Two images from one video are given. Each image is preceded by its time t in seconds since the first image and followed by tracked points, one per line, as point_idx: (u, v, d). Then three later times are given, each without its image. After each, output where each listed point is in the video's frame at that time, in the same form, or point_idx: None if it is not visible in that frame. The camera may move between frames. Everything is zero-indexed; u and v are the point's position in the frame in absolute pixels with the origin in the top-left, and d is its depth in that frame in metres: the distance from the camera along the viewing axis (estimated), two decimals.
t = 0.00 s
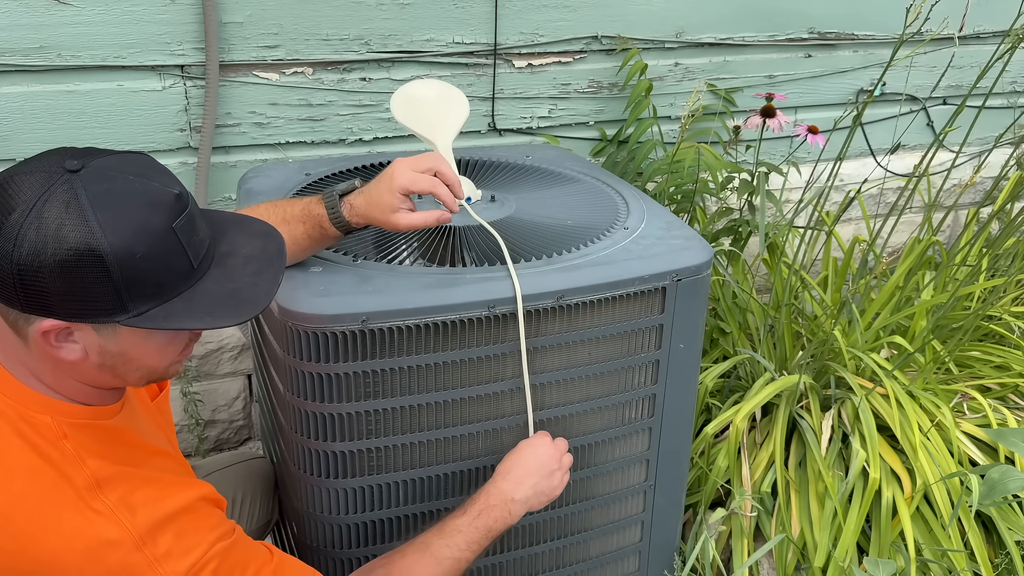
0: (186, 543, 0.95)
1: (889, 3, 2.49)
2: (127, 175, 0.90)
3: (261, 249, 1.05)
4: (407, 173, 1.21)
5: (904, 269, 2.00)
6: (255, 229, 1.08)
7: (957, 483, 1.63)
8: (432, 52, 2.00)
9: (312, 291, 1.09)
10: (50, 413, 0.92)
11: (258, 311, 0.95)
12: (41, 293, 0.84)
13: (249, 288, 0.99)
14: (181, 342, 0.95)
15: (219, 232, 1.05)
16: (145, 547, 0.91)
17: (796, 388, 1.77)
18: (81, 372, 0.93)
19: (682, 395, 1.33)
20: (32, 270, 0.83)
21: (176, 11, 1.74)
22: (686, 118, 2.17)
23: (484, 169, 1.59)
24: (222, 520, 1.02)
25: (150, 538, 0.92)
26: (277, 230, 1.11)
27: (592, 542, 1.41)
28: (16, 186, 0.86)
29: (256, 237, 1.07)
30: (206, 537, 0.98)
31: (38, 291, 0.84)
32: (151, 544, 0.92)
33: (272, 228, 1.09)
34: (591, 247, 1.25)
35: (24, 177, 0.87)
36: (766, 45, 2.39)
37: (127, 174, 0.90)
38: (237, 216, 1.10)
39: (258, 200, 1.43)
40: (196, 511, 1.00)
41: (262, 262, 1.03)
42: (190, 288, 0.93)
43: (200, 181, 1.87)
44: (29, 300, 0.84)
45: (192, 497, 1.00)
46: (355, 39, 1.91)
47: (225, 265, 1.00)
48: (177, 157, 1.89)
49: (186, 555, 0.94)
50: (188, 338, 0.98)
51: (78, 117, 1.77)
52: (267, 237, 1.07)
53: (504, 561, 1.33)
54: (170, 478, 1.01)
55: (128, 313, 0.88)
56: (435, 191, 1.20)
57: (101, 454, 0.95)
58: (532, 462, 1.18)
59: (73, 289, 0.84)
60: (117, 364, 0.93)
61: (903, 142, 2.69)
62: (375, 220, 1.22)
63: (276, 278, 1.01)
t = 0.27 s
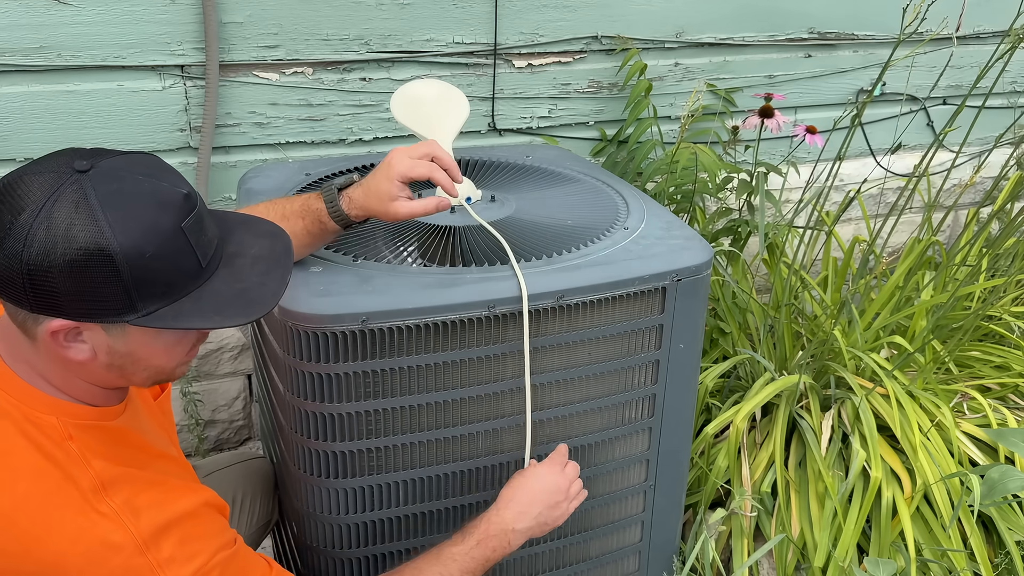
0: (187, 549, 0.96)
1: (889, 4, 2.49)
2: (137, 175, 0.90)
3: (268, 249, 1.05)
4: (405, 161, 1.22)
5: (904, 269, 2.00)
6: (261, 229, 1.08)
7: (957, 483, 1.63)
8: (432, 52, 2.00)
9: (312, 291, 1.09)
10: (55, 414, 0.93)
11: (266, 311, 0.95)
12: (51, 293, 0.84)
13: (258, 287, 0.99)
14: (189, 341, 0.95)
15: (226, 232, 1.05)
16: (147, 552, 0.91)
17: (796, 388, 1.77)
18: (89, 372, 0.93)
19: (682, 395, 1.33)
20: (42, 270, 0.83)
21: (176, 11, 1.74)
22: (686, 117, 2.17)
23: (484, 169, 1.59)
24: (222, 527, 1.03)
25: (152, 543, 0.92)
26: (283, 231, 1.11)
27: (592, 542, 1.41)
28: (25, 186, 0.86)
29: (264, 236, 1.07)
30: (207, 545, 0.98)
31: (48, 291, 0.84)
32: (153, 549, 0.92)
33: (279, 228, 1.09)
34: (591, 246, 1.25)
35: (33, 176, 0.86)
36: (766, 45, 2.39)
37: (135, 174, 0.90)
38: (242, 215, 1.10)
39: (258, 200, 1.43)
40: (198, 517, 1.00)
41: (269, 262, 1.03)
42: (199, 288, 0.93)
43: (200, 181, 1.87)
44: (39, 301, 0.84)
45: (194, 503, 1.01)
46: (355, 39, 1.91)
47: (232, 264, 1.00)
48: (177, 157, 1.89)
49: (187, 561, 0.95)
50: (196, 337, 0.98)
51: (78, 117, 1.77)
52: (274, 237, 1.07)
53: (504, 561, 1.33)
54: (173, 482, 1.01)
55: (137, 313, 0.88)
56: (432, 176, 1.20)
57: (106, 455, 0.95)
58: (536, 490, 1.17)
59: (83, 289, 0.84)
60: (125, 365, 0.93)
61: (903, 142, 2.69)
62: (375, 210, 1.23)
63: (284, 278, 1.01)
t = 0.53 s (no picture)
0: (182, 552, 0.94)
1: (889, 4, 2.49)
2: (145, 176, 0.90)
3: (272, 249, 1.05)
4: (411, 163, 1.22)
5: (904, 269, 2.00)
6: (264, 229, 1.08)
7: (957, 483, 1.63)
8: (432, 52, 2.00)
9: (312, 291, 1.09)
10: (52, 409, 0.93)
11: (272, 312, 0.95)
12: (59, 294, 0.83)
13: (263, 288, 0.99)
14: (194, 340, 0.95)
15: (229, 232, 1.05)
16: (142, 553, 0.89)
17: (796, 388, 1.77)
18: (92, 371, 0.93)
19: (682, 395, 1.33)
20: (50, 271, 0.83)
21: (176, 11, 1.74)
22: (686, 117, 2.17)
23: (484, 169, 1.59)
24: (213, 534, 1.02)
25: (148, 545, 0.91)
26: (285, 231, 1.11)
27: (591, 542, 1.41)
28: (32, 186, 0.85)
29: (267, 237, 1.07)
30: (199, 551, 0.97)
31: (56, 292, 0.83)
32: (150, 550, 0.90)
33: (282, 229, 1.09)
34: (591, 246, 1.25)
35: (40, 177, 0.86)
36: (766, 45, 2.39)
37: (142, 175, 0.90)
38: (245, 215, 1.10)
39: (258, 200, 1.43)
40: (192, 520, 0.99)
41: (274, 262, 1.03)
42: (205, 289, 0.93)
43: (200, 182, 1.87)
44: (46, 301, 0.84)
45: (187, 506, 1.00)
46: (355, 39, 1.91)
47: (237, 264, 1.00)
48: (177, 157, 1.89)
49: (180, 564, 0.93)
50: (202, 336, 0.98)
51: (78, 117, 1.77)
52: (278, 238, 1.07)
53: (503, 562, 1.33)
54: (168, 485, 1.01)
55: (144, 314, 0.88)
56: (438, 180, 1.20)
57: (105, 453, 0.95)
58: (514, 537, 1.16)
59: (91, 290, 0.84)
60: (129, 365, 0.93)
61: (903, 142, 2.69)
62: (374, 210, 1.22)
63: (289, 279, 1.01)
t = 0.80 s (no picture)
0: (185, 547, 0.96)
1: (889, 4, 2.49)
2: (125, 184, 0.89)
3: (258, 243, 1.05)
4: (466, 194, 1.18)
5: (904, 269, 2.00)
6: (249, 222, 1.08)
7: (957, 483, 1.63)
8: (432, 52, 2.00)
9: (312, 291, 1.09)
10: (47, 413, 0.92)
11: (264, 310, 0.96)
12: (49, 308, 0.83)
13: (253, 285, 0.99)
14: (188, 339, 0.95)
15: (214, 227, 1.05)
16: (145, 551, 0.91)
17: (797, 388, 1.77)
18: (87, 376, 0.93)
19: (682, 395, 1.33)
20: (38, 286, 0.82)
21: (176, 11, 1.74)
22: (686, 117, 2.17)
23: (484, 169, 1.59)
24: (213, 527, 1.03)
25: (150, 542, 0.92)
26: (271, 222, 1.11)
27: (592, 542, 1.41)
28: (13, 202, 0.85)
29: (252, 230, 1.07)
30: (201, 546, 0.99)
31: (46, 306, 0.83)
32: (151, 549, 0.92)
33: (268, 220, 1.09)
34: (591, 247, 1.25)
35: (19, 191, 0.86)
36: (766, 45, 2.39)
37: (122, 182, 0.90)
38: (228, 208, 1.10)
39: (258, 200, 1.43)
40: (193, 515, 1.01)
41: (262, 256, 1.03)
42: (195, 291, 0.94)
43: (200, 182, 1.87)
44: (37, 316, 0.84)
45: (188, 502, 1.01)
46: (355, 39, 1.91)
47: (226, 262, 1.00)
48: (177, 157, 1.89)
49: (183, 561, 0.95)
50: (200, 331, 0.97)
51: (78, 117, 1.77)
52: (262, 230, 1.07)
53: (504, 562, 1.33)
54: (168, 480, 1.02)
55: (137, 321, 0.88)
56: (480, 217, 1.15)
57: (101, 452, 0.95)
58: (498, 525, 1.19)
59: (82, 302, 0.84)
60: (124, 367, 0.93)
61: (903, 142, 2.69)
62: (401, 224, 1.17)
63: (278, 272, 1.02)
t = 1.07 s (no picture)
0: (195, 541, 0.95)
1: (889, 4, 2.49)
2: (111, 182, 0.89)
3: (251, 237, 1.05)
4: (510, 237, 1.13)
5: (904, 269, 2.00)
6: (241, 217, 1.08)
7: (957, 483, 1.63)
8: (432, 52, 2.00)
9: (312, 291, 1.09)
10: (51, 414, 0.92)
11: (258, 303, 0.96)
12: (42, 309, 0.84)
13: (246, 278, 1.00)
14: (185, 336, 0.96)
15: (205, 223, 1.05)
16: (153, 546, 0.90)
17: (797, 388, 1.77)
18: (85, 376, 0.93)
19: (682, 395, 1.33)
20: (30, 288, 0.83)
21: (176, 11, 1.74)
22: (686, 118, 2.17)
23: (484, 169, 1.59)
24: (224, 520, 1.02)
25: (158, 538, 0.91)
26: (264, 216, 1.11)
27: (592, 542, 1.41)
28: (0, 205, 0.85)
29: (244, 225, 1.07)
30: (213, 539, 0.98)
31: (39, 307, 0.84)
32: (160, 545, 0.91)
33: (260, 214, 1.10)
34: (591, 247, 1.25)
35: (7, 194, 0.86)
36: (766, 45, 2.39)
37: (109, 180, 0.90)
38: (219, 203, 1.10)
39: (258, 200, 1.43)
40: (202, 509, 1.00)
41: (255, 250, 1.03)
42: (188, 286, 0.94)
43: (200, 182, 1.87)
44: (31, 317, 0.84)
45: (197, 496, 1.00)
46: (355, 39, 1.91)
47: (219, 257, 1.00)
48: (177, 157, 1.89)
49: (193, 555, 0.94)
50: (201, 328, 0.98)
51: (78, 117, 1.77)
52: (255, 224, 1.08)
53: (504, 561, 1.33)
54: (176, 475, 1.01)
55: (131, 319, 0.88)
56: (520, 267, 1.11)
57: (106, 451, 0.95)
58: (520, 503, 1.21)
59: (74, 302, 0.84)
60: (123, 366, 0.93)
61: (904, 142, 2.69)
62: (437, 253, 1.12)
63: (271, 266, 1.02)
